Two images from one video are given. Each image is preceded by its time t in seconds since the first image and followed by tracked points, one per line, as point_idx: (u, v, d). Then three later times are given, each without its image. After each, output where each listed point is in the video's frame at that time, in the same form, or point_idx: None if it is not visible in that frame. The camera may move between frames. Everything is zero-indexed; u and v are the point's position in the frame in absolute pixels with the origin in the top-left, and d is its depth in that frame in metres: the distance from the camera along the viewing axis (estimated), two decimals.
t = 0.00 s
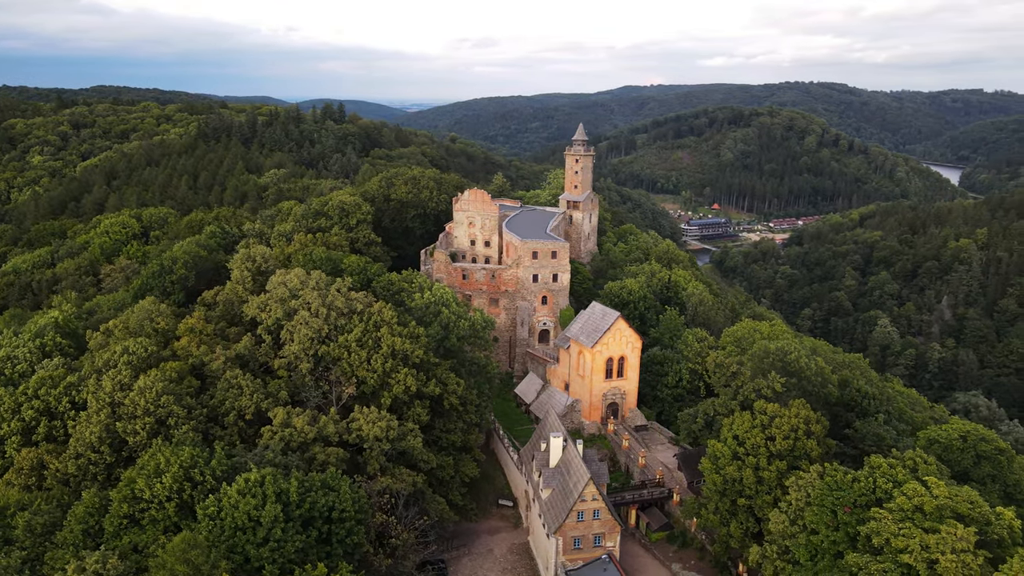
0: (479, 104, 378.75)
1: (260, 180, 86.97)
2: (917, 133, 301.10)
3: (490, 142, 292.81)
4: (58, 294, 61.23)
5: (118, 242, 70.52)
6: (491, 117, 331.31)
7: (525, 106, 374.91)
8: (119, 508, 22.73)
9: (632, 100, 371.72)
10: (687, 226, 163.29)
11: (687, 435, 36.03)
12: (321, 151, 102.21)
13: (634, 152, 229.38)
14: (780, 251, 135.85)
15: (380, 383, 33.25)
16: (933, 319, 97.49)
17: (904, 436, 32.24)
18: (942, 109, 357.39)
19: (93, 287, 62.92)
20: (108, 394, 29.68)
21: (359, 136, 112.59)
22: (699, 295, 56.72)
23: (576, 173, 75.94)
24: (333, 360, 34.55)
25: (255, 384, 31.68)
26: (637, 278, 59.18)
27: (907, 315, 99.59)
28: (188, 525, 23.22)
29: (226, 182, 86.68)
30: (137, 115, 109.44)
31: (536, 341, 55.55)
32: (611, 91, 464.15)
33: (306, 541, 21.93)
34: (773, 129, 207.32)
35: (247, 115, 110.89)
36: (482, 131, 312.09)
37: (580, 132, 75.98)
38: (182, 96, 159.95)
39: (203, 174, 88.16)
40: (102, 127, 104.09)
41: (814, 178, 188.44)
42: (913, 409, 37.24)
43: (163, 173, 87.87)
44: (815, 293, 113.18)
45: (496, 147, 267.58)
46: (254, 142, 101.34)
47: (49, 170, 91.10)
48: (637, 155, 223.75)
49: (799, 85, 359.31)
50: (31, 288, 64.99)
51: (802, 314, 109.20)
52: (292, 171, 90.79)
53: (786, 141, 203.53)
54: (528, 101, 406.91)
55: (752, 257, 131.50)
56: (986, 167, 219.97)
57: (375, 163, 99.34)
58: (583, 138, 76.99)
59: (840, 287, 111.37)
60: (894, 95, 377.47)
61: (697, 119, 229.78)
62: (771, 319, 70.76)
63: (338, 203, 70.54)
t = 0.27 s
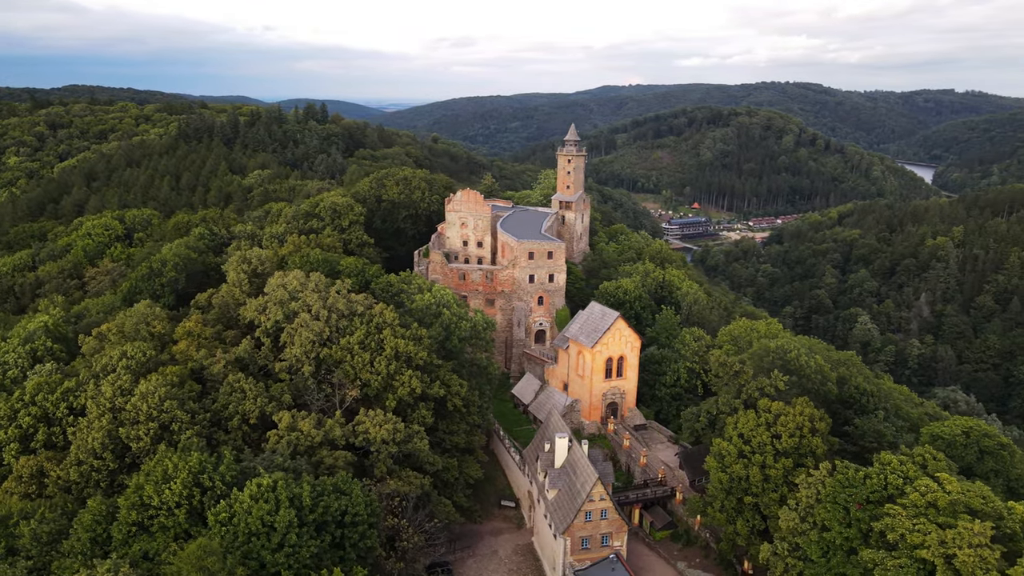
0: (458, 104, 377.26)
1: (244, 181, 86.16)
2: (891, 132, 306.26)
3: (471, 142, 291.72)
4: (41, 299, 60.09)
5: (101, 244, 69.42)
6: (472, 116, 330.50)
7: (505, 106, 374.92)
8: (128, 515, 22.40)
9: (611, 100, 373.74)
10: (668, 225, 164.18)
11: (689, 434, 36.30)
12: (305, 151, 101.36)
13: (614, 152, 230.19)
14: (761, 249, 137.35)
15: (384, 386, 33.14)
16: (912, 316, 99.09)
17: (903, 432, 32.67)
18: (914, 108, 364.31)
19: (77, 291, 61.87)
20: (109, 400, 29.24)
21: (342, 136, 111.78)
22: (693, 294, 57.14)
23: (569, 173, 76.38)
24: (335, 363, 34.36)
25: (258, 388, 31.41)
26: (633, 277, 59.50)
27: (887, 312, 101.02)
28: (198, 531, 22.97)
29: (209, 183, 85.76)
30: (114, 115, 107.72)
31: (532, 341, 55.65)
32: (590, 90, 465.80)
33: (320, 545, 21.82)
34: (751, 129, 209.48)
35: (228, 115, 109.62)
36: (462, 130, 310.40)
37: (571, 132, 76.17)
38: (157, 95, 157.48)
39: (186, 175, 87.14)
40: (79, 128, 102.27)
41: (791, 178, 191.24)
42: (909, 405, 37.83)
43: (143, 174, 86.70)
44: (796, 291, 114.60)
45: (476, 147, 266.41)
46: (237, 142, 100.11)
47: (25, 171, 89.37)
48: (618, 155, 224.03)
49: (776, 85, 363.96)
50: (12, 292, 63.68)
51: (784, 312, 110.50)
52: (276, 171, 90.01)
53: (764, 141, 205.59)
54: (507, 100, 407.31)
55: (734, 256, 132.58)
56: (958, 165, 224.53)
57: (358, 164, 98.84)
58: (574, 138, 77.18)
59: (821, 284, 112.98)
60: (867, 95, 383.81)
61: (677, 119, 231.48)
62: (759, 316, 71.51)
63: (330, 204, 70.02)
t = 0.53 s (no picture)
0: (437, 104, 375.48)
1: (227, 182, 85.40)
2: (865, 132, 311.59)
3: (451, 142, 290.14)
4: (23, 303, 58.92)
5: (83, 246, 68.27)
6: (452, 116, 329.34)
7: (484, 106, 374.49)
8: (136, 522, 22.07)
9: (590, 100, 375.59)
10: (649, 224, 164.85)
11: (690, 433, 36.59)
12: (289, 151, 100.38)
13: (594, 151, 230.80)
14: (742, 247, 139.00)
15: (388, 388, 33.03)
16: (891, 313, 100.71)
17: (901, 429, 33.12)
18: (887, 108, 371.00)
19: (61, 294, 60.78)
20: (110, 406, 28.83)
21: (325, 137, 110.69)
22: (688, 293, 57.53)
23: (561, 173, 76.39)
24: (337, 365, 34.19)
25: (261, 391, 31.13)
26: (627, 277, 59.79)
27: (867, 310, 102.41)
28: (208, 538, 22.73)
29: (192, 184, 84.82)
30: (91, 115, 105.92)
31: (528, 342, 55.77)
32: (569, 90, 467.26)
33: (334, 550, 21.76)
34: (729, 129, 210.48)
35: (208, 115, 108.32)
36: (441, 130, 308.10)
37: (563, 132, 76.37)
38: (131, 94, 154.84)
39: (168, 176, 86.08)
40: (56, 128, 100.36)
41: (770, 177, 193.51)
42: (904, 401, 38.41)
43: (124, 175, 85.45)
44: (777, 289, 116.00)
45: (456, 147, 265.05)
46: (219, 142, 98.75)
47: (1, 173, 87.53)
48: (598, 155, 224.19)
49: (753, 85, 368.43)
50: None
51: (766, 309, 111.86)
52: (259, 172, 89.09)
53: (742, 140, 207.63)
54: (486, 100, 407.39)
55: (715, 254, 133.60)
56: (932, 164, 229.06)
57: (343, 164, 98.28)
58: (566, 138, 77.38)
59: (801, 282, 114.70)
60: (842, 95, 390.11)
61: (656, 118, 233.06)
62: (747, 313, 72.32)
63: (323, 205, 69.46)
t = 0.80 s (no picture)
0: (416, 104, 373.22)
1: (210, 183, 84.50)
2: (840, 131, 316.65)
3: (430, 141, 288.49)
4: (5, 307, 57.75)
5: (65, 249, 67.04)
6: (432, 115, 328.12)
7: (463, 106, 373.67)
8: (144, 530, 21.78)
9: (569, 100, 377.19)
10: (631, 223, 165.14)
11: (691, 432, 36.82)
12: (273, 151, 99.29)
13: (574, 151, 231.17)
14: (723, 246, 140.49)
15: (391, 391, 32.91)
16: (870, 310, 102.27)
17: (899, 425, 33.55)
18: (861, 108, 377.62)
19: (45, 298, 59.68)
20: (110, 412, 28.40)
21: (308, 137, 109.58)
22: (682, 293, 57.90)
23: (552, 173, 76.37)
24: (339, 368, 33.99)
25: (262, 395, 30.87)
26: (621, 277, 60.07)
27: (847, 307, 103.73)
28: (218, 545, 22.50)
29: (175, 186, 83.83)
30: (66, 115, 104.03)
31: (524, 342, 55.78)
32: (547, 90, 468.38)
33: (347, 555, 21.73)
34: (709, 129, 212.55)
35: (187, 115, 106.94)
36: (420, 130, 305.94)
37: (554, 133, 76.51)
38: (103, 94, 152.12)
39: (149, 178, 84.94)
40: (31, 129, 98.40)
41: (748, 176, 195.16)
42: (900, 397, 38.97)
43: (104, 176, 84.15)
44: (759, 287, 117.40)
45: (436, 147, 263.40)
46: (201, 142, 96.94)
47: None
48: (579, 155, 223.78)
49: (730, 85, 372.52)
50: None
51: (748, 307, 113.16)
52: (242, 173, 88.20)
53: (721, 140, 209.05)
54: (464, 100, 407.10)
55: (697, 253, 134.60)
56: (906, 164, 233.57)
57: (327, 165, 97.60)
58: (557, 139, 77.46)
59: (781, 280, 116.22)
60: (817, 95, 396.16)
61: (636, 118, 234.53)
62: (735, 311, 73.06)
63: (313, 207, 68.76)
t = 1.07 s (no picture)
0: (394, 104, 370.64)
1: (192, 184, 83.39)
2: (816, 131, 321.90)
3: (410, 141, 286.70)
4: None
5: (46, 252, 65.68)
6: (412, 115, 326.53)
7: (442, 105, 372.61)
8: (153, 538, 21.50)
9: (548, 100, 378.72)
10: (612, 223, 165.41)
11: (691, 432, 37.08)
12: (256, 151, 98.12)
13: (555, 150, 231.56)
14: (705, 245, 141.97)
15: (393, 393, 32.76)
16: (850, 307, 103.68)
17: (897, 423, 33.91)
18: (835, 108, 383.77)
19: (28, 302, 58.48)
20: (109, 417, 27.91)
21: (290, 138, 108.29)
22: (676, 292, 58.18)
23: (544, 174, 76.30)
24: (339, 371, 33.79)
25: (264, 399, 30.58)
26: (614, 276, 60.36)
27: (828, 305, 104.92)
28: (226, 552, 22.29)
29: (157, 187, 82.67)
30: (41, 115, 101.97)
31: (519, 343, 55.71)
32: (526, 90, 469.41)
33: (359, 559, 21.66)
34: (688, 129, 215.91)
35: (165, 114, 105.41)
36: (400, 129, 303.60)
37: (545, 133, 76.46)
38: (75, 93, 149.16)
39: (130, 179, 83.67)
40: (5, 130, 96.23)
41: (728, 176, 198.45)
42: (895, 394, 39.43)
43: (83, 177, 82.71)
44: (741, 286, 118.70)
45: (416, 147, 261.71)
46: (183, 143, 95.24)
47: None
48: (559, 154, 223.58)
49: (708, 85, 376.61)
50: None
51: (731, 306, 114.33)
52: (226, 173, 87.20)
53: (700, 140, 211.70)
54: (443, 100, 406.77)
55: (678, 252, 135.80)
56: (881, 163, 237.66)
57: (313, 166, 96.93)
58: (548, 138, 77.40)
59: (763, 279, 117.59)
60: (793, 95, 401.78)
61: (615, 118, 235.98)
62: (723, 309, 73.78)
63: (304, 208, 67.91)
